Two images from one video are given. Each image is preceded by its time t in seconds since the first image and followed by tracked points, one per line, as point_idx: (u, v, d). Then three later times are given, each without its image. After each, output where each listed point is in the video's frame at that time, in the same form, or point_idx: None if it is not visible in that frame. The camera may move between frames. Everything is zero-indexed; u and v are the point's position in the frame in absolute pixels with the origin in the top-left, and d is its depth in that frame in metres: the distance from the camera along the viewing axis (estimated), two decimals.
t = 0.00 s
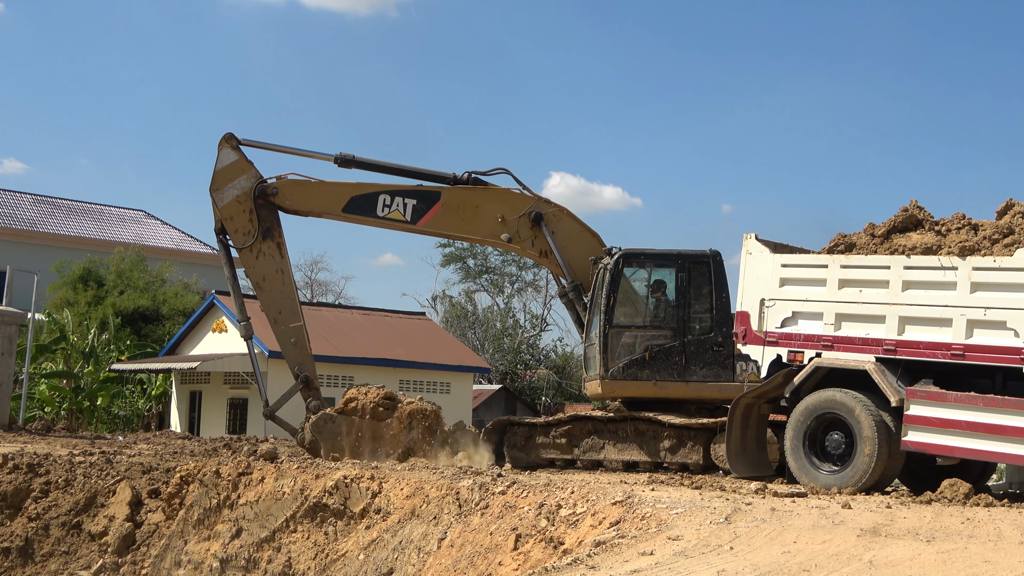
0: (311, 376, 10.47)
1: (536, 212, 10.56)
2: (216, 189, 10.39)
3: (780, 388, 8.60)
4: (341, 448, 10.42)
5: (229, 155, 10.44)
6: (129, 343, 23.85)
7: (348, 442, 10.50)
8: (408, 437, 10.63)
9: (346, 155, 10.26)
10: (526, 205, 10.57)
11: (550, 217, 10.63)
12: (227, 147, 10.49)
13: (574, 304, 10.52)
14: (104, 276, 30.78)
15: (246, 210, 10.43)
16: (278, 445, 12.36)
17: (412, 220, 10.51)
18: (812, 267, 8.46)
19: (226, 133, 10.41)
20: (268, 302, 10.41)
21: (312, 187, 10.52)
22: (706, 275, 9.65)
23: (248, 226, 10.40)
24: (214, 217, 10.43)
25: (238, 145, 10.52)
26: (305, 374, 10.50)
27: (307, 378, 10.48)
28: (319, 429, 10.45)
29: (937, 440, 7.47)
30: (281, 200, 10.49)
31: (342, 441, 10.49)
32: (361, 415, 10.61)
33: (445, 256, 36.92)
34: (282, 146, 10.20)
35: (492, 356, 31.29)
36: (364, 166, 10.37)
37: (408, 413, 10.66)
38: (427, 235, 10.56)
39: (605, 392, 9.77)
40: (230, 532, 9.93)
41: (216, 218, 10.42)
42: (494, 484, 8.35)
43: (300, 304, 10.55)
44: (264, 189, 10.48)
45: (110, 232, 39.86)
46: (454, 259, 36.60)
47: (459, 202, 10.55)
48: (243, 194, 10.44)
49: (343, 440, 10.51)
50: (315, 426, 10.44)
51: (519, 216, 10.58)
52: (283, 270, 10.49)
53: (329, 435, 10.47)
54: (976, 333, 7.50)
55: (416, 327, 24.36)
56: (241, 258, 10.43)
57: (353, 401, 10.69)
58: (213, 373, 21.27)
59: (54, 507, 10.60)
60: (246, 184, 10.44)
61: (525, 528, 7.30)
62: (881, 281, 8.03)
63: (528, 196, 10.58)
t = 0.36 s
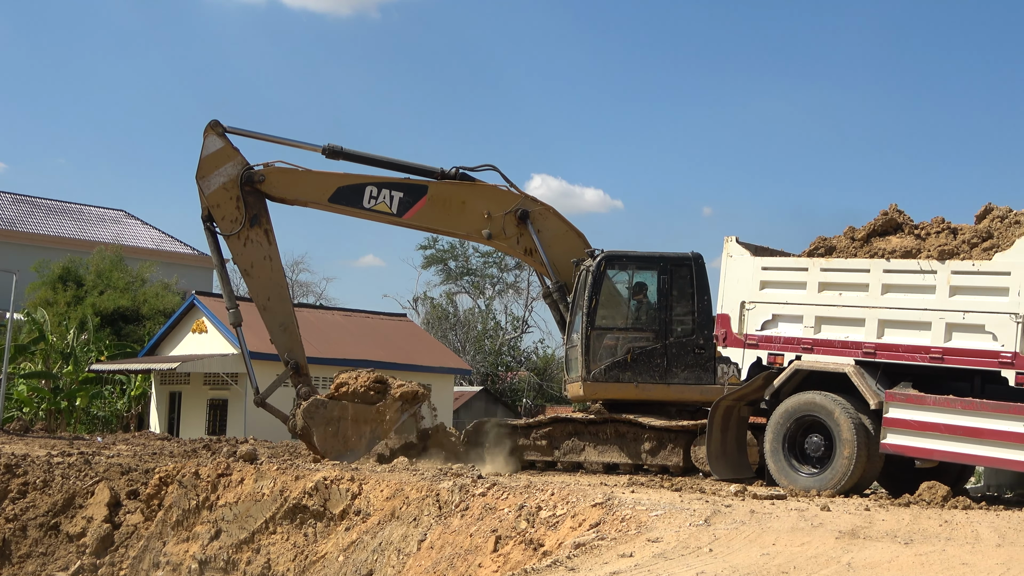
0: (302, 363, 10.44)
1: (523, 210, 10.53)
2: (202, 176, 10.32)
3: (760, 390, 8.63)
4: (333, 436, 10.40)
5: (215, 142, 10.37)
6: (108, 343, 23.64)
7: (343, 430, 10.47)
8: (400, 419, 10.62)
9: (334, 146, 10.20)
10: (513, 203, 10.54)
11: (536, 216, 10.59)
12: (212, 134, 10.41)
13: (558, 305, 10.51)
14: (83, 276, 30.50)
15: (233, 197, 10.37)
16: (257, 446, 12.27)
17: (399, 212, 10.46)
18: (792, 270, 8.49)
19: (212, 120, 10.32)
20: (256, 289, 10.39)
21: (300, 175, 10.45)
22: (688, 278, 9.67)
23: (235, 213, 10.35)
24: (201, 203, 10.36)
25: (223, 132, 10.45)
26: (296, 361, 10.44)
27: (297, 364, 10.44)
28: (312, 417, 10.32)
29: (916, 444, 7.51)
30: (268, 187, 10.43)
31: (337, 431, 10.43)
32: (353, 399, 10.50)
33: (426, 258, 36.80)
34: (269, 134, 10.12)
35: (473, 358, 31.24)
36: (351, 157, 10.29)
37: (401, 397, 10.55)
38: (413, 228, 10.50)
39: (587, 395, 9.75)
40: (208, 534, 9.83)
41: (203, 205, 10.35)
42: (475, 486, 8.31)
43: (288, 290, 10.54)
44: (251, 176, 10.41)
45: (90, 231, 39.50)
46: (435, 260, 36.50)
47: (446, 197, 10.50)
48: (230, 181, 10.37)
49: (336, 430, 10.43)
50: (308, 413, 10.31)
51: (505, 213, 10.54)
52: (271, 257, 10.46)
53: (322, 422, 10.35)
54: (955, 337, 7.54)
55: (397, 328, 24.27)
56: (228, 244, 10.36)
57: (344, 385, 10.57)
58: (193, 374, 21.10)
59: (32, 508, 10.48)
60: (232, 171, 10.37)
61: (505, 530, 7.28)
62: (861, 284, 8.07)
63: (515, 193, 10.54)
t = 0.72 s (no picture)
0: (287, 344, 10.18)
1: (512, 205, 10.49)
2: (192, 153, 10.14)
3: (740, 393, 8.67)
4: (317, 418, 9.79)
5: (206, 120, 10.23)
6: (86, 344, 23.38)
7: (325, 413, 9.84)
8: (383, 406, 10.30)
9: (325, 131, 10.11)
10: (503, 198, 10.50)
11: (524, 212, 10.57)
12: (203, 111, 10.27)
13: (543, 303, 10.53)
14: (62, 276, 30.17)
15: (222, 175, 10.21)
16: (236, 448, 12.17)
17: (388, 200, 10.40)
18: (771, 272, 8.50)
19: (202, 98, 10.18)
20: (243, 268, 10.18)
21: (292, 158, 10.29)
22: (671, 279, 9.70)
23: (225, 191, 10.18)
24: (190, 181, 10.18)
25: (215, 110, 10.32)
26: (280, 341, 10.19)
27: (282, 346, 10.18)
28: (294, 398, 9.72)
29: (895, 446, 7.56)
30: (258, 167, 10.30)
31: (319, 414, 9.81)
32: (338, 381, 10.09)
33: (407, 260, 36.68)
34: (262, 115, 10.04)
35: (454, 359, 31.20)
36: (344, 144, 10.20)
37: (385, 382, 10.28)
38: (401, 218, 10.44)
39: (571, 396, 9.70)
40: (187, 535, 9.74)
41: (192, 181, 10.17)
42: (455, 488, 8.26)
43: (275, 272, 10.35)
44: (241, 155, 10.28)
45: (68, 231, 39.10)
46: (416, 262, 36.39)
47: (436, 187, 10.46)
48: (220, 159, 10.22)
49: (319, 413, 9.82)
50: (291, 394, 9.71)
51: (495, 207, 10.52)
52: (259, 237, 10.29)
53: (305, 405, 9.77)
54: (933, 339, 7.58)
55: (377, 330, 24.17)
56: (217, 223, 10.17)
57: (328, 368, 10.17)
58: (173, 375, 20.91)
59: (9, 510, 10.29)
60: (223, 149, 10.23)
61: (484, 532, 7.25)
62: (840, 287, 8.10)
63: (505, 188, 10.52)
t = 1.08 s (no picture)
0: (275, 325, 10.10)
1: (504, 199, 10.48)
2: (184, 127, 10.02)
3: (721, 394, 8.71)
4: (306, 400, 9.70)
5: (200, 94, 10.13)
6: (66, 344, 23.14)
7: (314, 396, 9.75)
8: (371, 390, 10.25)
9: (322, 114, 10.08)
10: (495, 191, 10.50)
11: (516, 207, 10.54)
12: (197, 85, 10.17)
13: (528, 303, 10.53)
14: (41, 275, 29.84)
15: (215, 151, 10.12)
16: (217, 449, 12.07)
17: (380, 186, 10.37)
18: (753, 274, 8.51)
19: (197, 71, 10.12)
20: (233, 246, 10.09)
21: (284, 137, 10.29)
22: (660, 281, 9.71)
23: (217, 167, 10.08)
24: (181, 155, 10.06)
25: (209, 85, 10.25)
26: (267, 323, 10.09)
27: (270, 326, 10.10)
28: (284, 378, 9.64)
29: (875, 448, 7.59)
30: (252, 144, 10.22)
31: (308, 396, 9.72)
32: (327, 364, 9.99)
33: (389, 260, 36.57)
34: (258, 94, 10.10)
35: (436, 360, 31.14)
36: (338, 127, 10.19)
37: (376, 366, 10.22)
38: (392, 205, 10.41)
39: (559, 398, 9.66)
40: (167, 536, 9.64)
41: (184, 155, 10.04)
42: (436, 489, 8.22)
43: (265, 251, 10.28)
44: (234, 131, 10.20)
45: (48, 230, 38.69)
46: (398, 263, 36.27)
47: (429, 177, 10.45)
48: (213, 134, 10.12)
49: (308, 395, 9.73)
50: (281, 374, 9.62)
51: (487, 201, 10.50)
52: (250, 215, 10.23)
53: (294, 386, 9.68)
54: (913, 342, 7.62)
55: (359, 330, 24.07)
56: (207, 199, 10.05)
57: (318, 351, 10.06)
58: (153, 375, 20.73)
59: None
60: (216, 124, 10.14)
61: (465, 533, 7.22)
62: (821, 289, 8.13)
63: (497, 182, 10.53)
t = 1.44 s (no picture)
0: (265, 305, 9.94)
1: (498, 194, 10.52)
2: (181, 97, 9.85)
3: (702, 396, 8.74)
4: (297, 383, 9.60)
5: (198, 65, 10.01)
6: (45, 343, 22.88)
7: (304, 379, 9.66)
8: (363, 375, 10.16)
9: (320, 95, 10.02)
10: (488, 185, 10.53)
11: (508, 203, 10.60)
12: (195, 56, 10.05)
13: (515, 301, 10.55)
14: (20, 274, 29.52)
15: (211, 124, 9.97)
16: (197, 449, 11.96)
17: (376, 172, 10.30)
18: (733, 276, 8.53)
19: (196, 42, 10.02)
20: (226, 221, 9.92)
21: (281, 114, 10.18)
22: (650, 283, 9.73)
23: (213, 140, 9.93)
24: (177, 126, 9.88)
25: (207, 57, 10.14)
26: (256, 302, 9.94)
27: (261, 306, 9.94)
28: (274, 360, 9.54)
29: (853, 449, 7.63)
30: (250, 119, 10.09)
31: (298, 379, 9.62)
32: (319, 348, 9.89)
33: (371, 261, 36.46)
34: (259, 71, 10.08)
35: (417, 360, 31.07)
36: (336, 109, 10.13)
37: (368, 352, 10.16)
38: (387, 192, 10.34)
39: (552, 399, 9.65)
40: (146, 536, 9.54)
41: (180, 126, 9.86)
42: (417, 490, 8.18)
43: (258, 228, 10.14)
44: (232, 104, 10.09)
45: (27, 229, 38.28)
46: (380, 263, 36.16)
47: (425, 167, 10.43)
48: (210, 107, 9.98)
49: (298, 378, 9.63)
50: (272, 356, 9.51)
51: (479, 195, 10.53)
52: (244, 192, 10.09)
53: (285, 368, 9.57)
54: (892, 344, 7.66)
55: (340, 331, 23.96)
56: (202, 172, 9.88)
57: (310, 334, 9.96)
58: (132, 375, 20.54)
59: None
60: (213, 96, 10.01)
61: (446, 533, 7.20)
62: (801, 291, 8.15)
63: (490, 176, 10.57)
